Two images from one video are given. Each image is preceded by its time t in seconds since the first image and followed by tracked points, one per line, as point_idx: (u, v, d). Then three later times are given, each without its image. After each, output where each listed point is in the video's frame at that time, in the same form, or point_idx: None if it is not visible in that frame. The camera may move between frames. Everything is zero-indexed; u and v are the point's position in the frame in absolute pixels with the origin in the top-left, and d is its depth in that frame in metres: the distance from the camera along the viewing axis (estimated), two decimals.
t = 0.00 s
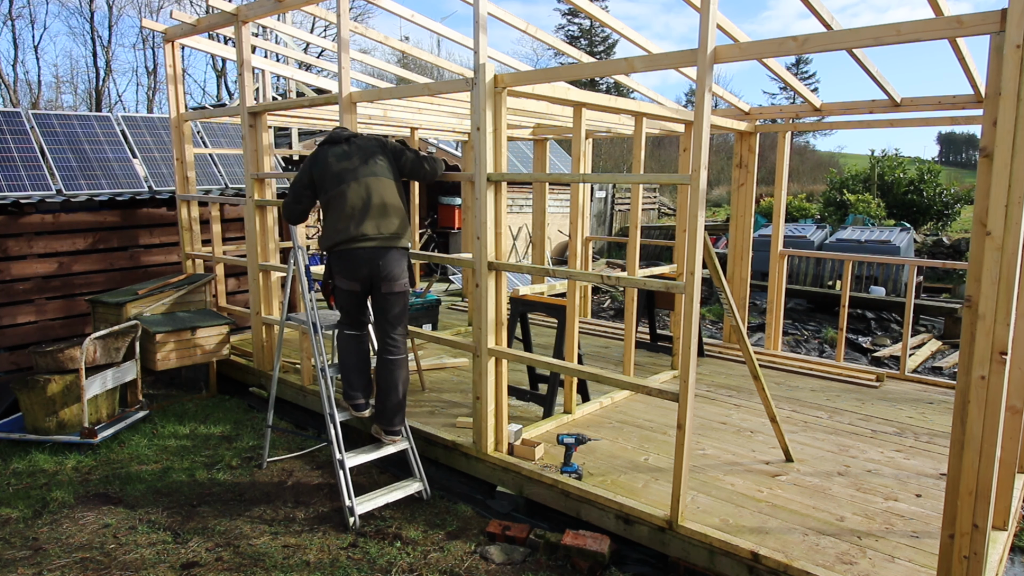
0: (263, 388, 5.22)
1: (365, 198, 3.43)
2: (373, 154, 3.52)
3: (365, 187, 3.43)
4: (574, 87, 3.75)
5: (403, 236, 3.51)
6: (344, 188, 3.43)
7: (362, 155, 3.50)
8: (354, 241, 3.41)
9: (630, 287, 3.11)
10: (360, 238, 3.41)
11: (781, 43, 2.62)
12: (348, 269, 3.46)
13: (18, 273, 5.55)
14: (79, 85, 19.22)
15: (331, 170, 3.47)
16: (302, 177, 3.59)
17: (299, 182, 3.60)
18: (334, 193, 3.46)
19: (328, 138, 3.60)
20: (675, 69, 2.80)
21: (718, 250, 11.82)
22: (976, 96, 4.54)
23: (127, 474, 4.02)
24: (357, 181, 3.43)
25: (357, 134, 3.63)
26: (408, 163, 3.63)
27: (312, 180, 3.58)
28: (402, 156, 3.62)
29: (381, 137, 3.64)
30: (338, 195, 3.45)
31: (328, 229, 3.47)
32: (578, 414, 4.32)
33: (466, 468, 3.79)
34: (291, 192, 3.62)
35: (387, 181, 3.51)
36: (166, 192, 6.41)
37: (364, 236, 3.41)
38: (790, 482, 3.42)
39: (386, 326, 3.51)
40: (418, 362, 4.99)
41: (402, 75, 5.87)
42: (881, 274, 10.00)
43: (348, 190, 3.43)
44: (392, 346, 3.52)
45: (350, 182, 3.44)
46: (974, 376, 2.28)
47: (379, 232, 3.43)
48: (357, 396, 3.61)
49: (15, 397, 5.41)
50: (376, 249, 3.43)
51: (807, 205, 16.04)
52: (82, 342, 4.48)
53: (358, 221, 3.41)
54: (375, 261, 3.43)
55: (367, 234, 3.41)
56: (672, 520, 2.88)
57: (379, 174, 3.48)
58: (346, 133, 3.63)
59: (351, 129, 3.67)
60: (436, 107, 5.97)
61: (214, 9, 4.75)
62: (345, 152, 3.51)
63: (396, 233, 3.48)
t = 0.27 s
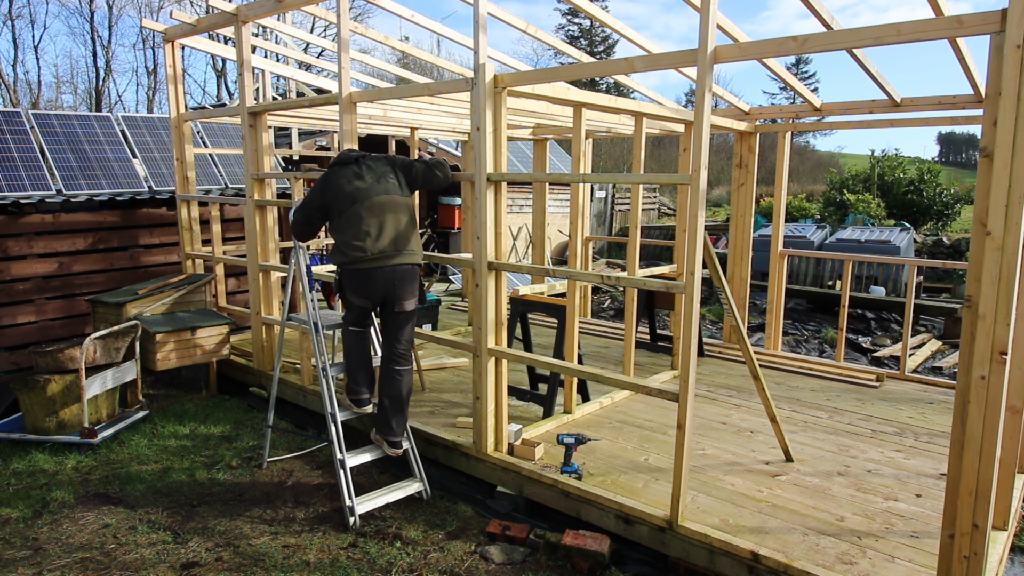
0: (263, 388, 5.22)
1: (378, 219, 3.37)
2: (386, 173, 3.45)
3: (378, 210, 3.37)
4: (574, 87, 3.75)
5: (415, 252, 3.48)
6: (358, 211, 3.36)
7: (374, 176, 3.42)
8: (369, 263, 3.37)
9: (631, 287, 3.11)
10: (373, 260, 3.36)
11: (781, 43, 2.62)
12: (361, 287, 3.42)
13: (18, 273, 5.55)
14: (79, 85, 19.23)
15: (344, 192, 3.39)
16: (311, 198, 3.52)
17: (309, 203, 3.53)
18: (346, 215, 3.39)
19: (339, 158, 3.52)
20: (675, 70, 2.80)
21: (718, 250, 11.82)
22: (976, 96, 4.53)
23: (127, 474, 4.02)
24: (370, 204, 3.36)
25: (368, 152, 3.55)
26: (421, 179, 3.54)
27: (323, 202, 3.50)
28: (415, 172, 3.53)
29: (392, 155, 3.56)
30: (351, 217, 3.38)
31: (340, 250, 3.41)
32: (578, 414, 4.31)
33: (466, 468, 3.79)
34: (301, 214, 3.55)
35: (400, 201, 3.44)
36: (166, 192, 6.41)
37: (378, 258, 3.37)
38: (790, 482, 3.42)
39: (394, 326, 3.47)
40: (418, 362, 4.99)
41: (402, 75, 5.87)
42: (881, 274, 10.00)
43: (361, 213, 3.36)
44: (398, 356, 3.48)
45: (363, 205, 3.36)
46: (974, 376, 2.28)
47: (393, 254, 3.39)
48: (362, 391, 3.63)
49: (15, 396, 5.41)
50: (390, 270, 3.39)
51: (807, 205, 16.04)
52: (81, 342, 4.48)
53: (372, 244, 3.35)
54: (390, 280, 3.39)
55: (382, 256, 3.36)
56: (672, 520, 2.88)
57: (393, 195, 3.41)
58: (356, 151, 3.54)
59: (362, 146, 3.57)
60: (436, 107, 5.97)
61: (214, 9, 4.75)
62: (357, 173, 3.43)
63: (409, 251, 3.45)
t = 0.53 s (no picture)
0: (263, 388, 5.22)
1: (377, 222, 3.33)
2: (385, 176, 3.43)
3: (377, 212, 3.34)
4: (574, 87, 3.75)
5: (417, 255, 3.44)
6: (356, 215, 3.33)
7: (372, 179, 3.40)
8: (369, 268, 3.32)
9: (630, 287, 3.11)
10: (373, 263, 3.32)
11: (781, 43, 2.62)
12: (362, 294, 3.36)
13: (18, 273, 5.55)
14: (79, 85, 19.22)
15: (342, 196, 3.38)
16: (312, 204, 3.51)
17: (310, 208, 3.52)
18: (345, 219, 3.37)
19: (339, 163, 3.52)
20: (675, 69, 2.80)
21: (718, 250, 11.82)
22: (976, 96, 4.53)
23: (126, 474, 4.02)
24: (368, 208, 3.33)
25: (368, 156, 3.54)
26: (423, 180, 3.58)
27: (323, 207, 3.49)
28: (415, 175, 3.56)
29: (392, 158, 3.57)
30: (350, 221, 3.35)
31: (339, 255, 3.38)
32: (578, 414, 4.31)
33: (466, 468, 3.79)
34: (301, 219, 3.55)
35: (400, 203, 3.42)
36: (166, 192, 6.41)
37: (378, 261, 3.32)
38: (790, 482, 3.42)
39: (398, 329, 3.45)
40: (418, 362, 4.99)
41: (402, 75, 5.87)
42: (881, 274, 9.99)
43: (359, 216, 3.33)
44: (403, 358, 3.47)
45: (362, 208, 3.34)
46: (974, 376, 2.28)
47: (393, 257, 3.34)
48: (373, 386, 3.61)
49: (15, 397, 5.41)
50: (390, 274, 3.33)
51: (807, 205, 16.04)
52: (81, 342, 4.48)
53: (371, 247, 3.31)
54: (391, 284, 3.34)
55: (381, 260, 3.32)
56: (672, 520, 2.88)
57: (392, 197, 3.38)
58: (356, 156, 3.54)
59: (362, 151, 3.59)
60: (436, 107, 5.97)
61: (214, 9, 4.75)
62: (355, 177, 3.42)
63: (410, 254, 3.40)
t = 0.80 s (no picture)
0: (263, 388, 5.21)
1: (376, 234, 3.32)
2: (382, 186, 3.40)
3: (374, 225, 3.32)
4: (574, 87, 3.75)
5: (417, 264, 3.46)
6: (355, 228, 3.33)
7: (370, 190, 3.37)
8: (368, 280, 3.32)
9: (630, 287, 3.11)
10: (372, 276, 3.31)
11: (781, 43, 2.62)
12: (363, 311, 3.33)
13: (18, 273, 5.55)
14: (79, 85, 19.22)
15: (339, 209, 3.36)
16: (308, 213, 3.47)
17: (306, 218, 3.49)
18: (343, 231, 3.35)
19: (337, 172, 3.49)
20: (675, 70, 2.80)
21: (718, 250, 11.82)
22: (976, 96, 4.54)
23: (127, 474, 4.02)
24: (367, 220, 3.32)
25: (366, 164, 3.51)
26: (421, 187, 3.54)
27: (320, 218, 3.47)
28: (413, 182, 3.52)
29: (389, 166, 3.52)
30: (349, 233, 3.34)
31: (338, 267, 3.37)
32: (578, 414, 4.31)
33: (466, 468, 3.79)
34: (297, 228, 3.50)
35: (399, 214, 3.40)
36: (166, 192, 6.41)
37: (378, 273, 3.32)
38: (790, 482, 3.42)
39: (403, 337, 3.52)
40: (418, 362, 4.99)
41: (402, 75, 5.87)
42: (881, 274, 10.00)
43: (358, 229, 3.32)
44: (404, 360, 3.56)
45: (360, 220, 3.32)
46: (974, 376, 2.28)
47: (392, 268, 3.35)
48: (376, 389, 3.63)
49: (15, 397, 5.41)
50: (390, 286, 3.34)
51: (807, 205, 16.05)
52: (82, 342, 4.48)
53: (370, 259, 3.31)
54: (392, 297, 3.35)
55: (377, 273, 3.32)
56: (672, 520, 2.88)
57: (389, 209, 3.37)
58: (353, 164, 3.50)
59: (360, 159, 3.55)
60: (436, 107, 5.97)
61: (214, 9, 4.75)
62: (352, 188, 3.39)
63: (409, 265, 3.40)
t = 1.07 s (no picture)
0: (263, 388, 5.21)
1: (367, 270, 3.24)
2: (374, 217, 3.25)
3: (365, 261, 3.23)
4: (574, 87, 3.75)
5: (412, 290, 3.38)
6: (346, 263, 3.25)
7: (362, 222, 3.24)
8: (360, 314, 3.27)
9: (630, 287, 3.11)
10: (364, 311, 3.26)
11: (780, 43, 2.62)
12: (358, 343, 3.29)
13: (18, 273, 5.55)
14: (79, 85, 19.22)
15: (331, 240, 3.27)
16: (304, 237, 3.41)
17: (302, 241, 3.43)
18: (336, 263, 3.29)
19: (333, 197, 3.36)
20: (675, 70, 2.80)
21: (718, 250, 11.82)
22: (976, 96, 4.53)
23: (126, 474, 4.02)
24: (358, 255, 3.23)
25: (361, 189, 3.35)
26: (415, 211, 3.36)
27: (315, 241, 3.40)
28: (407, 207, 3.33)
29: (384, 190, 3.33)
30: (341, 266, 3.27)
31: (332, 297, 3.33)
32: (578, 414, 4.31)
33: (466, 468, 3.79)
34: (294, 245, 3.45)
35: (392, 245, 3.28)
36: (166, 192, 6.41)
37: (370, 308, 3.26)
38: (790, 482, 3.42)
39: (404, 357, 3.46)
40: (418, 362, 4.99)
41: (402, 75, 5.87)
42: (881, 274, 9.99)
43: (349, 264, 3.24)
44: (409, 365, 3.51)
45: (351, 255, 3.23)
46: (974, 376, 2.28)
47: (383, 304, 3.27)
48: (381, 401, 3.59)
49: (15, 397, 5.41)
50: (381, 322, 3.27)
51: (807, 205, 16.05)
52: (82, 342, 4.48)
53: (362, 295, 3.26)
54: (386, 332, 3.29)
55: (369, 310, 3.26)
56: (672, 520, 2.88)
57: (381, 243, 3.24)
58: (349, 189, 3.35)
59: (356, 182, 3.39)
60: (436, 107, 5.97)
61: (214, 9, 4.75)
62: (345, 219, 3.27)
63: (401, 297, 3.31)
